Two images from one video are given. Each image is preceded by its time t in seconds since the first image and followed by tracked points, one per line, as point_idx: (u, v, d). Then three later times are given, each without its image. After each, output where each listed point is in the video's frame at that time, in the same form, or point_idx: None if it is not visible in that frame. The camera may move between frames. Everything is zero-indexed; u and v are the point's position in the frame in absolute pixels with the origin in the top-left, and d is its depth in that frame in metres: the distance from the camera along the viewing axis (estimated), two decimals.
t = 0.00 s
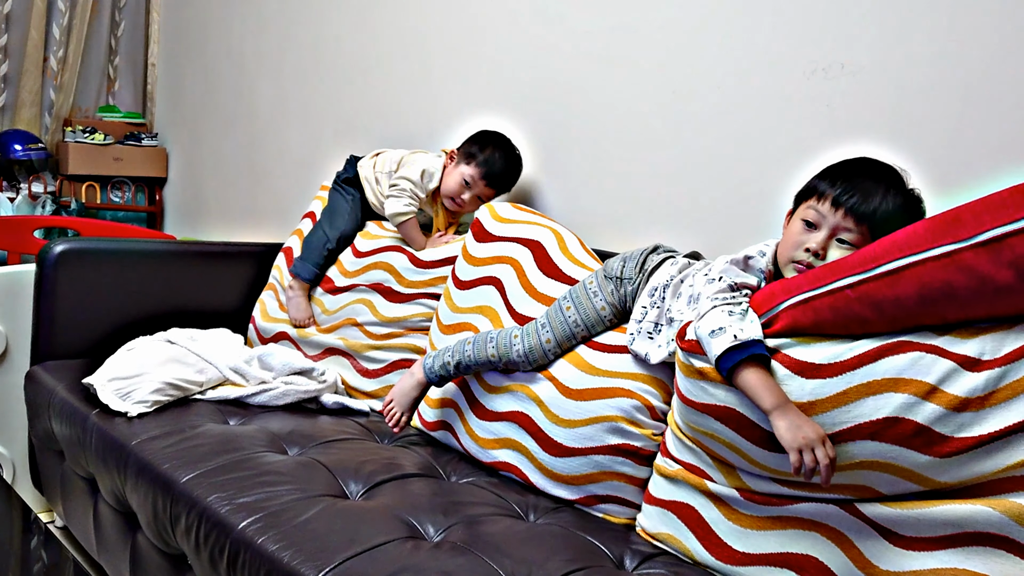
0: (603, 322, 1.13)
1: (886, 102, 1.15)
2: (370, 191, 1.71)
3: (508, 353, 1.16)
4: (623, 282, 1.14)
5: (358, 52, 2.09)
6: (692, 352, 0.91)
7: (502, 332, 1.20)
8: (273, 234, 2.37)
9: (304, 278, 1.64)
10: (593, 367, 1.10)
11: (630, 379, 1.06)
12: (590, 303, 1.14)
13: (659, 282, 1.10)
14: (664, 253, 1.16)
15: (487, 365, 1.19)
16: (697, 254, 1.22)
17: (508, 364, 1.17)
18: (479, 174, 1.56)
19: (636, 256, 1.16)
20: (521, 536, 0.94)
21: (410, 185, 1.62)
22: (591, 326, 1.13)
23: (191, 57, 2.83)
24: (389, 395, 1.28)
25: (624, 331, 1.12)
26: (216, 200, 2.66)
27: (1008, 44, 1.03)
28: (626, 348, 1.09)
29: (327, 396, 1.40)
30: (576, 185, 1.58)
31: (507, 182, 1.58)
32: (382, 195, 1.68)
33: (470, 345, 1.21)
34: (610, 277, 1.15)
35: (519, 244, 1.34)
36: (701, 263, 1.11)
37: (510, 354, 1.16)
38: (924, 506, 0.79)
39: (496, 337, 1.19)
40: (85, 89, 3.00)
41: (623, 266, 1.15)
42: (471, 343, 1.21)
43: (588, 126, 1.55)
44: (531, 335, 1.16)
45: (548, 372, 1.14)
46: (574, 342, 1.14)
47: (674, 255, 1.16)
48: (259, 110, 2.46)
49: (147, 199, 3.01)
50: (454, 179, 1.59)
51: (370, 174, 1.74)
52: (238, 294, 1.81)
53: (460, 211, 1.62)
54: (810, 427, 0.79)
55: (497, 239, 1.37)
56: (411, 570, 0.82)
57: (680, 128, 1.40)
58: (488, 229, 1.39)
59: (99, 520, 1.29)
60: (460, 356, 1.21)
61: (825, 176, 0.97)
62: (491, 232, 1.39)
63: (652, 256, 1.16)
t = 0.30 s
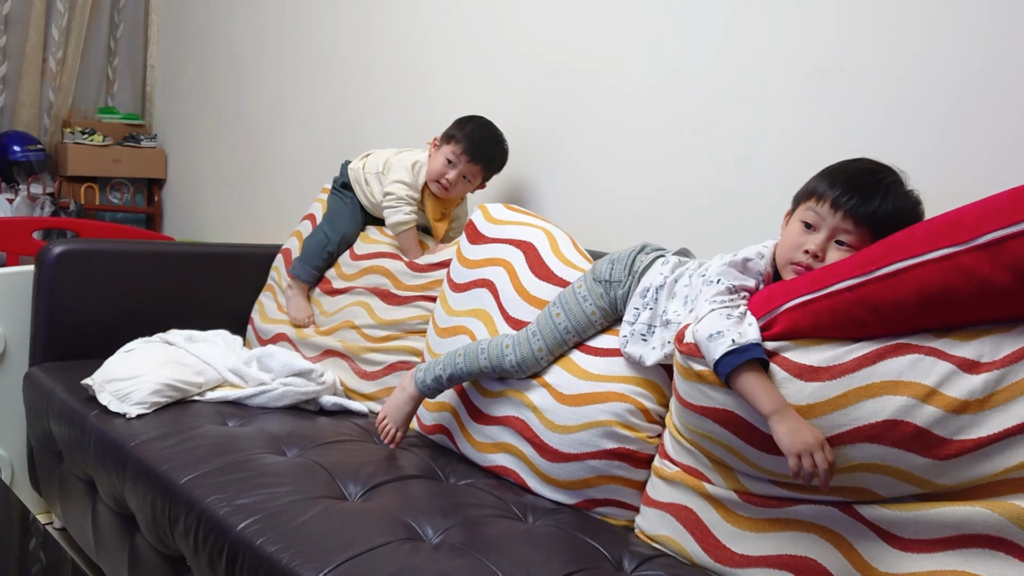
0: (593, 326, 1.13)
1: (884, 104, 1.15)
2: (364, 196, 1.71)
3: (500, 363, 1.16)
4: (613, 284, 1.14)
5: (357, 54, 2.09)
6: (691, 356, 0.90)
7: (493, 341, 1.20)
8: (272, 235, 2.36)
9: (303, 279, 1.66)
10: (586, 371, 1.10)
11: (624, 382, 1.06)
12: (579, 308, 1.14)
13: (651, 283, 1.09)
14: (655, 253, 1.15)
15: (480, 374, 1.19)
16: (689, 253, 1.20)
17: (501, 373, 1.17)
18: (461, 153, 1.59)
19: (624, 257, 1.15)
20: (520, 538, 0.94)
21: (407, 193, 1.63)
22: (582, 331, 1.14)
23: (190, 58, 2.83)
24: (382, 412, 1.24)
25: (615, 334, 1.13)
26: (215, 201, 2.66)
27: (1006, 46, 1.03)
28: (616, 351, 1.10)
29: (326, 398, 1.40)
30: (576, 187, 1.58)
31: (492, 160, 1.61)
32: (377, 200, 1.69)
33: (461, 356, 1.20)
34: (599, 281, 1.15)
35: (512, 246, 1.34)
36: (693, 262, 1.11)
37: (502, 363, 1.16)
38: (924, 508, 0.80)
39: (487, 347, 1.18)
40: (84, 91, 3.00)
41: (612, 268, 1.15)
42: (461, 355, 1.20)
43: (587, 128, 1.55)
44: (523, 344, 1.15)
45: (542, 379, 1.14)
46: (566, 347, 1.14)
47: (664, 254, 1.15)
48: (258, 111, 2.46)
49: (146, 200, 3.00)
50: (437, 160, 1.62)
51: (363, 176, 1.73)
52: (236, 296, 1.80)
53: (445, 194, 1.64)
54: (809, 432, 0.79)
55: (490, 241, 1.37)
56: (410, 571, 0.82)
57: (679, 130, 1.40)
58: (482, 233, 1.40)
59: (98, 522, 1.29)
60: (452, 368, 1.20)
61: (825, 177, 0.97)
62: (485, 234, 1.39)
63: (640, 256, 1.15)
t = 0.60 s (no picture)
0: (594, 326, 1.13)
1: (884, 104, 1.15)
2: (364, 202, 1.70)
3: (500, 363, 1.16)
4: (613, 285, 1.14)
5: (357, 54, 2.08)
6: (691, 357, 0.89)
7: (493, 341, 1.19)
8: (272, 236, 2.36)
9: (304, 280, 1.65)
10: (586, 372, 1.10)
11: (623, 382, 1.06)
12: (580, 308, 1.14)
13: (650, 285, 1.10)
14: (654, 254, 1.16)
15: (480, 374, 1.18)
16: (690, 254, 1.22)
17: (501, 373, 1.17)
18: (444, 144, 1.58)
19: (624, 258, 1.16)
20: (519, 538, 0.94)
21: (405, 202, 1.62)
22: (582, 331, 1.14)
23: (189, 59, 2.83)
24: (381, 412, 1.24)
25: (615, 334, 1.13)
26: (214, 202, 2.66)
27: (1005, 46, 1.03)
28: (617, 351, 1.10)
29: (326, 398, 1.40)
30: (575, 187, 1.57)
31: (477, 143, 1.60)
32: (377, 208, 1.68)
33: (461, 356, 1.20)
34: (599, 281, 1.15)
35: (514, 247, 1.34)
36: (693, 263, 1.11)
37: (502, 363, 1.16)
38: (924, 509, 0.80)
39: (488, 347, 1.18)
40: (83, 91, 3.01)
41: (612, 269, 1.15)
42: (462, 355, 1.20)
43: (587, 128, 1.55)
44: (523, 343, 1.15)
45: (543, 379, 1.14)
46: (567, 347, 1.14)
47: (663, 255, 1.16)
48: (257, 111, 2.46)
49: (145, 201, 2.99)
50: (421, 156, 1.61)
51: (361, 184, 1.70)
52: (236, 296, 1.80)
53: (439, 188, 1.63)
54: (809, 434, 0.79)
55: (492, 241, 1.38)
56: (410, 572, 0.82)
57: (678, 131, 1.40)
58: (484, 233, 1.40)
59: (98, 522, 1.29)
60: (451, 368, 1.20)
61: (823, 179, 0.97)
62: (485, 235, 1.39)
63: (640, 257, 1.16)
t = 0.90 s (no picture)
0: (598, 325, 1.14)
1: (884, 104, 1.15)
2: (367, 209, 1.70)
3: (502, 359, 1.16)
4: (616, 284, 1.14)
5: (356, 55, 2.08)
6: (690, 356, 0.89)
7: (496, 338, 1.20)
8: (272, 236, 2.36)
9: (304, 283, 1.65)
10: (588, 370, 1.10)
11: (626, 381, 1.06)
12: (583, 306, 1.14)
13: (653, 286, 1.10)
14: (656, 255, 1.16)
15: (482, 371, 1.19)
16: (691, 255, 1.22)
17: (502, 369, 1.17)
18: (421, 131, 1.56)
19: (627, 258, 1.16)
20: (519, 539, 0.94)
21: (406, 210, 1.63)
22: (585, 330, 1.14)
23: (189, 59, 2.83)
24: (384, 403, 1.25)
25: (617, 334, 1.13)
26: (214, 202, 2.66)
27: (1005, 46, 1.03)
28: (619, 350, 1.10)
29: (327, 399, 1.40)
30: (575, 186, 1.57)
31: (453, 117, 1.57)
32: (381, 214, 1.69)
33: (465, 351, 1.20)
34: (602, 281, 1.15)
35: (519, 247, 1.34)
36: (694, 264, 1.11)
37: (505, 359, 1.16)
38: (923, 509, 0.80)
39: (490, 344, 1.19)
40: (83, 92, 3.01)
41: (615, 269, 1.15)
42: (466, 351, 1.20)
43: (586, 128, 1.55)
44: (526, 340, 1.15)
45: (545, 377, 1.14)
46: (570, 346, 1.15)
47: (666, 256, 1.16)
48: (257, 111, 2.46)
49: (145, 201, 3.00)
50: (406, 149, 1.60)
51: (365, 197, 1.68)
52: (237, 296, 1.80)
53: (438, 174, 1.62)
54: (808, 433, 0.79)
55: (496, 242, 1.38)
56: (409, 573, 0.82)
57: (678, 131, 1.40)
58: (489, 233, 1.40)
59: (98, 523, 1.29)
60: (455, 363, 1.20)
61: (823, 179, 0.97)
62: (491, 235, 1.40)
63: (643, 258, 1.16)
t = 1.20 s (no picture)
0: (599, 325, 1.14)
1: (885, 104, 1.14)
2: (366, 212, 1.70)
3: (503, 359, 1.16)
4: (616, 285, 1.14)
5: (357, 55, 2.08)
6: (691, 357, 0.89)
7: (497, 338, 1.20)
8: (272, 236, 2.35)
9: (304, 288, 1.65)
10: (589, 370, 1.10)
11: (627, 381, 1.06)
12: (584, 306, 1.14)
13: (653, 286, 1.09)
14: (657, 256, 1.16)
15: (482, 371, 1.19)
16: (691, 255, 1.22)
17: (503, 369, 1.17)
18: (405, 130, 1.57)
19: (628, 259, 1.16)
20: (520, 539, 0.94)
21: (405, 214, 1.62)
22: (586, 330, 1.14)
23: (189, 59, 2.84)
24: (386, 404, 1.25)
25: (619, 334, 1.13)
26: (215, 202, 2.66)
27: (1006, 46, 1.03)
28: (620, 350, 1.10)
29: (327, 399, 1.40)
30: (576, 187, 1.57)
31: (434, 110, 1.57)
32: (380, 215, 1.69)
33: (466, 352, 1.20)
34: (603, 281, 1.15)
35: (520, 248, 1.34)
36: (695, 264, 1.11)
37: (505, 359, 1.16)
38: (924, 509, 0.80)
39: (491, 343, 1.19)
40: (83, 92, 3.01)
41: (616, 269, 1.15)
42: (467, 350, 1.21)
43: (587, 128, 1.55)
44: (527, 339, 1.16)
45: (545, 377, 1.14)
46: (570, 346, 1.15)
47: (667, 257, 1.16)
48: (257, 112, 2.46)
49: (146, 202, 3.00)
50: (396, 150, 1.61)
51: (364, 201, 1.68)
52: (237, 297, 1.80)
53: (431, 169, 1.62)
54: (809, 434, 0.79)
55: (498, 242, 1.38)
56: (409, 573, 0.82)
57: (678, 131, 1.40)
58: (491, 233, 1.40)
59: (99, 523, 1.29)
60: (456, 362, 1.21)
61: (823, 179, 0.97)
62: (493, 235, 1.39)
63: (644, 258, 1.16)
